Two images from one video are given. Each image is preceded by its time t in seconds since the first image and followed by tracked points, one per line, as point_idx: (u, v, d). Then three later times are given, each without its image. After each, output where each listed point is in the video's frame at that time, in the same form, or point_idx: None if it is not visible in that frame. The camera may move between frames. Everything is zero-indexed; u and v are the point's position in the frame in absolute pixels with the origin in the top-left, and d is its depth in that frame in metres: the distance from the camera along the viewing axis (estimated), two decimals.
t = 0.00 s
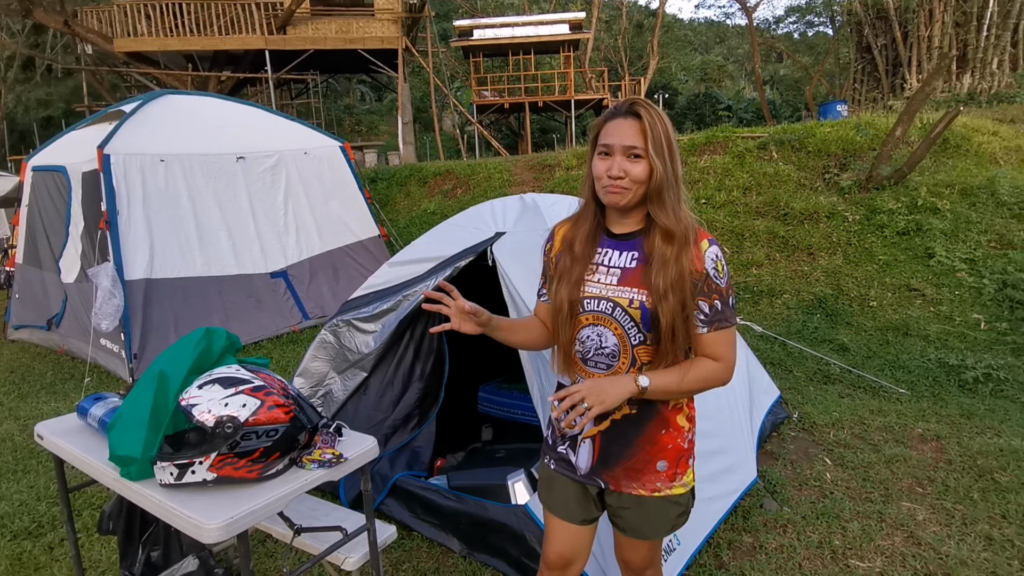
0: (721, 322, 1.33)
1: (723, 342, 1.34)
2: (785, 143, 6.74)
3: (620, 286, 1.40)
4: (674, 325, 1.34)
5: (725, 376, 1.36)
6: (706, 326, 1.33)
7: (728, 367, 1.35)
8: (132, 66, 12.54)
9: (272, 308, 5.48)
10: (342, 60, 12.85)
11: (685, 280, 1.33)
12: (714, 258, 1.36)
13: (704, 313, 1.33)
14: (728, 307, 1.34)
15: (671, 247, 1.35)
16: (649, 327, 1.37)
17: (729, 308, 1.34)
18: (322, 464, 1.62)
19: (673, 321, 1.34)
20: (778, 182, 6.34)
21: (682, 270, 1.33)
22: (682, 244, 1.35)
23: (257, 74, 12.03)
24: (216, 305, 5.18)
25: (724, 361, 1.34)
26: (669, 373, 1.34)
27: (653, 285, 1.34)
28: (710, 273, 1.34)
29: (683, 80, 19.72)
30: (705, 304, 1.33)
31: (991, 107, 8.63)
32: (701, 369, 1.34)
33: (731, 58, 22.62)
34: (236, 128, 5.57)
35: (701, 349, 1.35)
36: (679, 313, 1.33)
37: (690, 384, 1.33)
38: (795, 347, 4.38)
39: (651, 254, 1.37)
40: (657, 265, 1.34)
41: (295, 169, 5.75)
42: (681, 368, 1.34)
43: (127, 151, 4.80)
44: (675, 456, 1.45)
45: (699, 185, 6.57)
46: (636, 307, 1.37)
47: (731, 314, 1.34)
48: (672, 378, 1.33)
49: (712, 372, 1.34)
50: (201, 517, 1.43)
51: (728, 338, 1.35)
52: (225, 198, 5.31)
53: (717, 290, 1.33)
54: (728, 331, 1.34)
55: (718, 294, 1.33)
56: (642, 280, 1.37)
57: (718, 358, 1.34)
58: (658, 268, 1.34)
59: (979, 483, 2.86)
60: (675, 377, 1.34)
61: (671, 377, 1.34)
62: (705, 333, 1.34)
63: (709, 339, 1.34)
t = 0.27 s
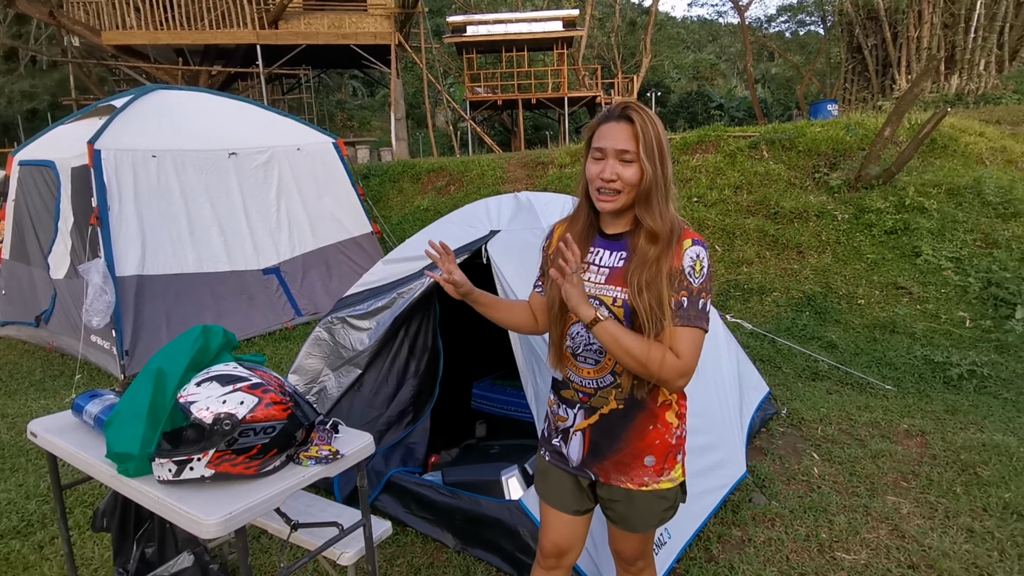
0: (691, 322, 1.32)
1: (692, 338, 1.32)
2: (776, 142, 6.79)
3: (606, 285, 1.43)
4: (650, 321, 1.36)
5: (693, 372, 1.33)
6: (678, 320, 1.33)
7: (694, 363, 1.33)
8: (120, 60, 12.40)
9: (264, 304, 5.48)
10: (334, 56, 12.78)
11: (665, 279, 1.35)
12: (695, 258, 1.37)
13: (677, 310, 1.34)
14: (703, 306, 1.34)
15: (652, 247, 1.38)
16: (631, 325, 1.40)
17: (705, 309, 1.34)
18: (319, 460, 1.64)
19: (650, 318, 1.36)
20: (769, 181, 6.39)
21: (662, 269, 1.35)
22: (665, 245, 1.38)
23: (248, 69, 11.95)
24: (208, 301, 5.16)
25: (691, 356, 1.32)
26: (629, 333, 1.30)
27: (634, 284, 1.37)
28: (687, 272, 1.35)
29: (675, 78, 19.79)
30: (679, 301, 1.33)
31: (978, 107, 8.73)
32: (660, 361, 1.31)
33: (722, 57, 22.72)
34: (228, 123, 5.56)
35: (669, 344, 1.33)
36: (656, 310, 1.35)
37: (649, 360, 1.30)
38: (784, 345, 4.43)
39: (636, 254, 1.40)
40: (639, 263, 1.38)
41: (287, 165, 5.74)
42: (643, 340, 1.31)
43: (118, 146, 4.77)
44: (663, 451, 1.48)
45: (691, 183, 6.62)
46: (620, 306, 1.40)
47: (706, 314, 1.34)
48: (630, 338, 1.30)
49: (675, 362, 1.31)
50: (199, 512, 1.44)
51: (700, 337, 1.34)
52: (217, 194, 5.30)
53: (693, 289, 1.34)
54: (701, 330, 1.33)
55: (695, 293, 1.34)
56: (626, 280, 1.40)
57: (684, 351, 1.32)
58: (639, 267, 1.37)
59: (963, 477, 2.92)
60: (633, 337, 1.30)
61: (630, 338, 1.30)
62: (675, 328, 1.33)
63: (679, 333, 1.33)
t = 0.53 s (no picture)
0: (669, 316, 1.33)
1: (668, 336, 1.33)
2: (769, 136, 6.81)
3: (595, 279, 1.45)
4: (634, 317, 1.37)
5: (668, 371, 1.34)
6: (657, 316, 1.34)
7: (670, 362, 1.34)
8: (110, 51, 12.26)
9: (258, 298, 5.46)
10: (327, 49, 12.69)
11: (648, 275, 1.35)
12: (681, 254, 1.36)
13: (657, 305, 1.34)
14: (685, 302, 1.33)
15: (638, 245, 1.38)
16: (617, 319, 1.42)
17: (686, 305, 1.33)
18: (315, 453, 1.64)
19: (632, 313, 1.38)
20: (763, 175, 6.42)
21: (646, 266, 1.35)
22: (653, 241, 1.38)
23: (240, 61, 11.85)
24: (201, 295, 5.13)
25: (665, 356, 1.33)
26: (596, 355, 1.38)
27: (619, 278, 1.38)
28: (672, 266, 1.35)
29: (669, 73, 19.78)
30: (661, 296, 1.34)
31: (970, 102, 8.77)
32: (636, 359, 1.34)
33: (716, 51, 22.72)
34: (221, 116, 5.53)
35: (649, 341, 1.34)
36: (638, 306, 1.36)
37: (620, 369, 1.36)
38: (776, 338, 4.46)
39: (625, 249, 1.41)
40: (625, 258, 1.39)
41: (281, 159, 5.72)
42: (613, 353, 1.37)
43: (109, 139, 4.73)
44: (656, 443, 1.49)
45: (685, 177, 6.63)
46: (608, 300, 1.42)
47: (687, 311, 1.33)
48: (598, 357, 1.38)
49: (648, 362, 1.33)
50: (196, 505, 1.44)
51: (678, 334, 1.33)
52: (210, 188, 5.28)
53: (675, 284, 1.34)
54: (679, 327, 1.33)
55: (677, 288, 1.33)
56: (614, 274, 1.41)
57: (657, 351, 1.33)
58: (625, 262, 1.38)
59: (952, 469, 2.95)
60: (601, 357, 1.38)
61: (597, 359, 1.38)
62: (655, 324, 1.34)
63: (657, 329, 1.34)
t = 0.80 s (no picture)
0: (663, 312, 1.33)
1: (663, 331, 1.33)
2: (766, 136, 6.83)
3: (589, 278, 1.46)
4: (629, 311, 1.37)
5: (663, 367, 1.35)
6: (651, 313, 1.34)
7: (665, 357, 1.34)
8: (106, 47, 12.18)
9: (254, 295, 5.45)
10: (325, 45, 12.65)
11: (642, 273, 1.36)
12: (674, 251, 1.37)
13: (653, 300, 1.34)
14: (678, 298, 1.34)
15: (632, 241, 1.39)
16: (612, 316, 1.42)
17: (679, 301, 1.34)
18: (312, 450, 1.64)
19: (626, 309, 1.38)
20: (760, 175, 6.43)
21: (639, 264, 1.37)
22: (646, 238, 1.39)
23: (237, 58, 11.80)
24: (197, 292, 5.12)
25: (660, 350, 1.33)
26: (595, 334, 1.35)
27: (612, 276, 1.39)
28: (665, 263, 1.36)
29: (667, 72, 19.78)
30: (655, 293, 1.34)
31: (966, 103, 8.80)
32: (632, 351, 1.34)
33: (714, 50, 22.75)
34: (218, 112, 5.51)
35: (644, 335, 1.35)
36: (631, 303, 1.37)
37: (617, 359, 1.34)
38: (773, 337, 4.48)
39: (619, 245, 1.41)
40: (619, 256, 1.39)
41: (278, 156, 5.71)
42: (611, 339, 1.36)
43: (104, 135, 4.72)
44: (650, 442, 1.49)
45: (682, 177, 6.64)
46: (601, 299, 1.43)
47: (680, 307, 1.34)
48: (596, 338, 1.35)
49: (644, 356, 1.34)
50: (193, 501, 1.44)
51: (673, 330, 1.34)
52: (206, 184, 5.26)
53: (668, 280, 1.34)
54: (673, 322, 1.33)
55: (669, 284, 1.34)
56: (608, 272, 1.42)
57: (652, 345, 1.33)
58: (619, 261, 1.39)
59: (945, 467, 2.97)
60: (598, 337, 1.35)
61: (595, 339, 1.35)
62: (650, 318, 1.34)
63: (652, 324, 1.34)
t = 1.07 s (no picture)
0: (669, 312, 1.34)
1: (669, 333, 1.35)
2: (764, 135, 6.84)
3: (592, 275, 1.45)
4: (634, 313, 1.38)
5: (667, 368, 1.36)
6: (656, 313, 1.35)
7: (670, 359, 1.36)
8: (102, 44, 12.13)
9: (251, 293, 5.43)
10: (323, 44, 12.62)
11: (647, 272, 1.36)
12: (679, 250, 1.38)
13: (657, 301, 1.35)
14: (683, 299, 1.35)
15: (637, 241, 1.39)
16: (615, 315, 1.43)
17: (684, 302, 1.35)
18: (309, 447, 1.64)
19: (632, 310, 1.38)
20: (757, 174, 6.44)
21: (645, 262, 1.36)
22: (652, 237, 1.39)
23: (234, 56, 11.76)
24: (194, 289, 5.11)
25: (665, 352, 1.35)
26: (593, 355, 1.37)
27: (617, 275, 1.39)
28: (671, 263, 1.36)
29: (665, 71, 19.79)
30: (660, 292, 1.35)
31: (963, 103, 8.83)
32: (636, 356, 1.35)
33: (712, 49, 22.77)
34: (215, 110, 5.50)
35: (649, 337, 1.35)
36: (636, 304, 1.37)
37: (620, 368, 1.36)
38: (769, 336, 4.49)
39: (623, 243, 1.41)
40: (624, 254, 1.39)
41: (275, 154, 5.70)
42: (612, 352, 1.37)
43: (101, 132, 4.70)
44: (648, 439, 1.50)
45: (680, 176, 6.64)
46: (604, 296, 1.43)
47: (685, 308, 1.35)
48: (596, 357, 1.37)
49: (649, 359, 1.35)
50: (189, 497, 1.44)
51: (678, 332, 1.35)
52: (203, 182, 5.25)
53: (674, 280, 1.35)
54: (678, 323, 1.34)
55: (676, 284, 1.35)
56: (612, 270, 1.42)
57: (658, 348, 1.35)
58: (624, 259, 1.38)
59: (941, 466, 2.98)
60: (600, 357, 1.37)
61: (596, 360, 1.37)
62: (655, 321, 1.35)
63: (656, 326, 1.35)
